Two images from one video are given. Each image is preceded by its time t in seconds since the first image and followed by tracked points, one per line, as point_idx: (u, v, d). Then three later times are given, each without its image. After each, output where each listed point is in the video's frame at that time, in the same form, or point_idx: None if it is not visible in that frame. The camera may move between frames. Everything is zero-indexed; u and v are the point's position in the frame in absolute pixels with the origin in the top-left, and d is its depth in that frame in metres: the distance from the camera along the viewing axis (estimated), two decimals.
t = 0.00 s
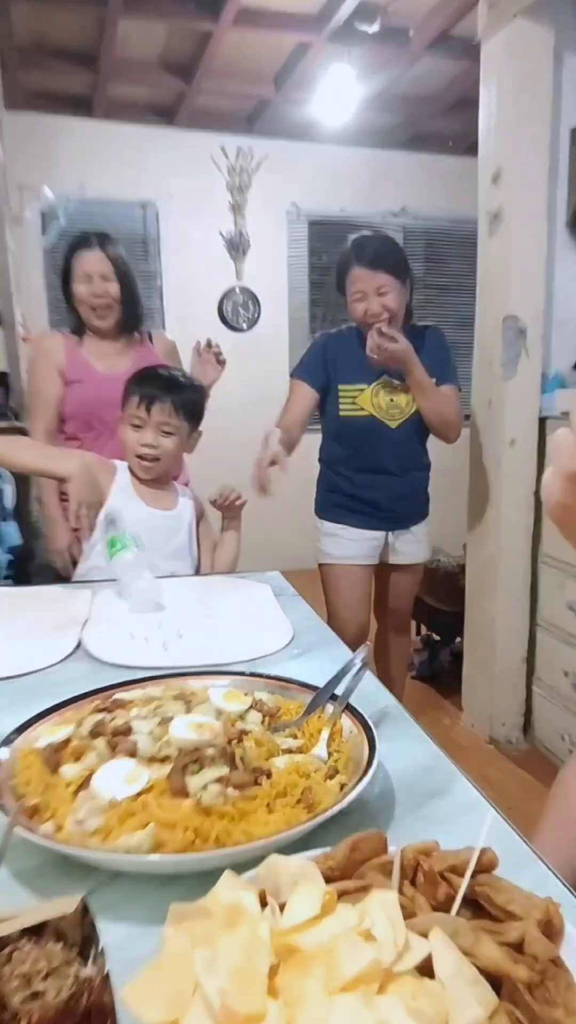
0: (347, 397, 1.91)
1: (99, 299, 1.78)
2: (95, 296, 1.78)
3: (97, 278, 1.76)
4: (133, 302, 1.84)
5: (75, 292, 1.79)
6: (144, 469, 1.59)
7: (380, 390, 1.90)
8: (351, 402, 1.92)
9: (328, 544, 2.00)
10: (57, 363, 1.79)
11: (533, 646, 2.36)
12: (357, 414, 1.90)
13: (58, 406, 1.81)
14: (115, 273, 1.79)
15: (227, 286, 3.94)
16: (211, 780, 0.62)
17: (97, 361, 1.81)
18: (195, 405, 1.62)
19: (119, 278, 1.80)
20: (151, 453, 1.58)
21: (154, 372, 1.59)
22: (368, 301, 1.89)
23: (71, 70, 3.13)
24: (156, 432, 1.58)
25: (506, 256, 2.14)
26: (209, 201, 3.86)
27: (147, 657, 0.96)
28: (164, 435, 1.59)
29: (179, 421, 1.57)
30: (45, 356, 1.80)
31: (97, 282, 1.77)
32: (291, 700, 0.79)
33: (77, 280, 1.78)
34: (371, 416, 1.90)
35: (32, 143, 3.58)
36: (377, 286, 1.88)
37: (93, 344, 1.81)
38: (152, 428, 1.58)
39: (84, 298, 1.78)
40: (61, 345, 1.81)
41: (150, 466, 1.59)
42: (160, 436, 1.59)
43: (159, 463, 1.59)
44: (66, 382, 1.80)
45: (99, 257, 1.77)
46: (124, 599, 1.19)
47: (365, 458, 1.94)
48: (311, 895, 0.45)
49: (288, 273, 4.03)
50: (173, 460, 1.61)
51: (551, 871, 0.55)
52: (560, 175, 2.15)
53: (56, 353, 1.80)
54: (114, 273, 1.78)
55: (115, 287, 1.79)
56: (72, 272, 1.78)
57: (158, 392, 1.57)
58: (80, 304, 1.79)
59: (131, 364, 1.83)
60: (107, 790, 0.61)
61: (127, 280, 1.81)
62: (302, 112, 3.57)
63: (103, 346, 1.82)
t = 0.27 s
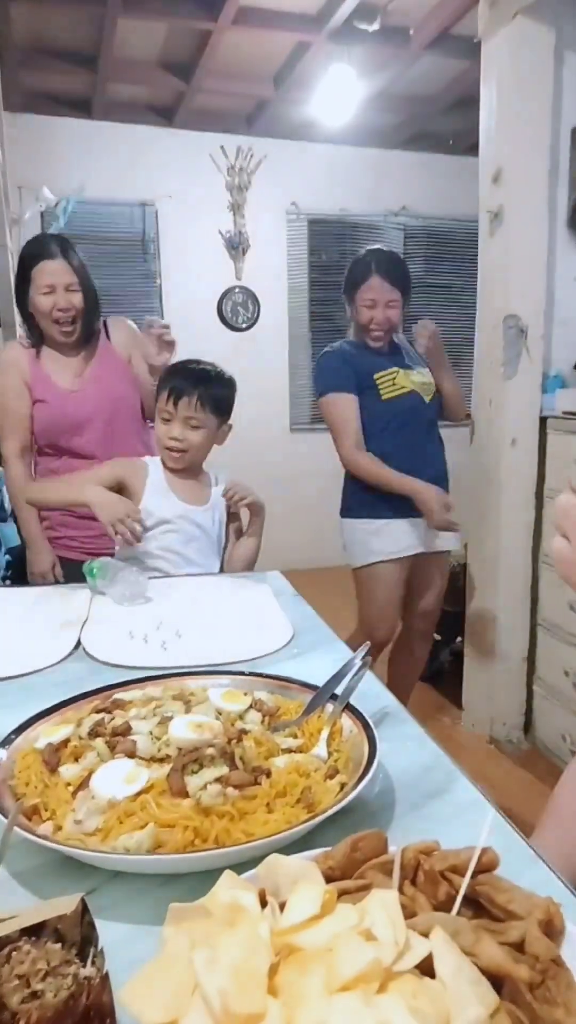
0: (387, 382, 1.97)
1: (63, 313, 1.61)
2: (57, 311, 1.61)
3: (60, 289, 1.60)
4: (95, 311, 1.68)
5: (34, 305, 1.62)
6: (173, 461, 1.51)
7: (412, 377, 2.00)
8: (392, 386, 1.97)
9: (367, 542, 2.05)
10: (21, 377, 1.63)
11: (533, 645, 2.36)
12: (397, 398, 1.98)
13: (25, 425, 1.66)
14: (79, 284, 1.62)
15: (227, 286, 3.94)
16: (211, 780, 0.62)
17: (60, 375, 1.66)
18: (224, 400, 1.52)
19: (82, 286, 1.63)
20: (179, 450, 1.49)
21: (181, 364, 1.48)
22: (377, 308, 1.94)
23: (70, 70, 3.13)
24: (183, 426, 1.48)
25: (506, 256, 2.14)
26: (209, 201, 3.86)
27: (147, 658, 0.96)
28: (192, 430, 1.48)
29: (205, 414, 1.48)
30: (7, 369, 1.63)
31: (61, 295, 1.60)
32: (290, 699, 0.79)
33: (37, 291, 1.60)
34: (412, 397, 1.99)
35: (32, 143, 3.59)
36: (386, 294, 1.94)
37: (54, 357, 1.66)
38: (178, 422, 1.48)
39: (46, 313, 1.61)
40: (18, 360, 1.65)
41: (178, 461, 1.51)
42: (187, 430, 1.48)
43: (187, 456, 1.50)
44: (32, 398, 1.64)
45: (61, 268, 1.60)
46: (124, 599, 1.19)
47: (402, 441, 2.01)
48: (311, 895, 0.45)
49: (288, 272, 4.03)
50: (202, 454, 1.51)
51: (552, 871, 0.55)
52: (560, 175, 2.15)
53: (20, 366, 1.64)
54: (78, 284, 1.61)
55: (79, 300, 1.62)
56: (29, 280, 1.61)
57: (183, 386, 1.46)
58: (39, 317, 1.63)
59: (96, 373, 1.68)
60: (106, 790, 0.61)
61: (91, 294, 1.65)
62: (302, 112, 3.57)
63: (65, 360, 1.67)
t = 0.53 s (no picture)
0: (377, 378, 1.96)
1: (53, 318, 1.61)
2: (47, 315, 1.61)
3: (51, 295, 1.59)
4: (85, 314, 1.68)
5: (23, 309, 1.61)
6: (186, 452, 1.48)
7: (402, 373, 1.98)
8: (382, 384, 1.96)
9: (371, 536, 2.02)
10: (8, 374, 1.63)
11: (533, 645, 2.36)
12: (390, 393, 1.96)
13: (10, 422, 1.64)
14: (70, 288, 1.62)
15: (227, 286, 3.94)
16: (211, 780, 0.62)
17: (47, 375, 1.66)
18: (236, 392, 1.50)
19: (72, 289, 1.63)
20: (193, 442, 1.46)
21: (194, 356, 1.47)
22: (364, 297, 1.98)
23: (70, 70, 3.13)
24: (198, 417, 1.44)
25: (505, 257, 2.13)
26: (209, 201, 3.86)
27: (147, 657, 0.96)
28: (207, 421, 1.45)
29: (220, 406, 1.44)
30: None
31: (52, 299, 1.59)
32: (291, 700, 0.79)
33: (27, 296, 1.59)
34: (406, 391, 1.97)
35: (31, 143, 3.58)
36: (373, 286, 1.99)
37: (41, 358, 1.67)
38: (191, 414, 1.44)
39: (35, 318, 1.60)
40: (7, 361, 1.65)
41: (191, 452, 1.47)
42: (201, 422, 1.45)
43: (199, 448, 1.47)
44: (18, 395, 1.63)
45: (51, 271, 1.60)
46: (124, 599, 1.19)
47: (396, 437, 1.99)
48: (311, 895, 0.45)
49: (288, 273, 4.03)
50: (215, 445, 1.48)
51: (552, 871, 0.55)
52: (560, 176, 2.15)
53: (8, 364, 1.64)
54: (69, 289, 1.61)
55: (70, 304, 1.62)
56: (22, 284, 1.60)
57: (198, 376, 1.43)
58: (28, 321, 1.62)
59: (83, 376, 1.68)
60: (106, 789, 0.61)
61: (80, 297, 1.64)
62: (302, 113, 3.57)
63: (53, 362, 1.68)
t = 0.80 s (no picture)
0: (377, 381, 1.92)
1: (63, 315, 1.61)
2: (58, 310, 1.60)
3: (66, 292, 1.59)
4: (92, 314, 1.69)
5: (33, 302, 1.61)
6: (174, 453, 1.47)
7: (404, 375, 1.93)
8: (382, 385, 1.92)
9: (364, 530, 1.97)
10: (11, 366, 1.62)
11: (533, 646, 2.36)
12: (389, 398, 1.91)
13: (11, 415, 1.63)
14: (85, 287, 1.62)
15: (227, 286, 3.94)
16: (211, 780, 0.62)
17: (50, 369, 1.66)
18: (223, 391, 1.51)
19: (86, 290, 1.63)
20: (181, 440, 1.45)
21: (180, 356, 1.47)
22: (365, 293, 1.94)
23: (70, 70, 3.13)
24: (187, 415, 1.44)
25: (505, 257, 2.14)
26: (209, 201, 3.86)
27: (148, 657, 0.96)
28: (196, 418, 1.45)
29: (209, 405, 1.46)
30: None
31: (66, 298, 1.59)
32: (291, 700, 0.79)
33: (40, 290, 1.59)
34: (405, 397, 1.91)
35: (32, 143, 3.58)
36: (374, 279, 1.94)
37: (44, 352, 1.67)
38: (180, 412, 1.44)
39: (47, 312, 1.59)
40: (12, 350, 1.64)
41: (180, 451, 1.47)
42: (190, 419, 1.45)
43: (188, 446, 1.47)
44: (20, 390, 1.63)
45: (67, 269, 1.59)
46: (124, 599, 1.19)
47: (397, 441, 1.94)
48: (311, 895, 0.45)
49: (288, 273, 4.03)
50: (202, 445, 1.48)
51: (552, 872, 0.55)
52: (560, 176, 2.15)
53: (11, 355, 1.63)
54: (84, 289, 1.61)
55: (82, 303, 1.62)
56: (37, 276, 1.60)
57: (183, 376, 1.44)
58: (37, 314, 1.61)
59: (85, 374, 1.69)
60: (106, 789, 0.61)
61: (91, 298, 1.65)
62: (302, 113, 3.58)
63: (57, 357, 1.68)
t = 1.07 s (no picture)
0: (369, 393, 1.79)
1: (67, 311, 1.61)
2: (63, 307, 1.61)
3: (71, 291, 1.60)
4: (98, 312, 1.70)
5: (37, 298, 1.61)
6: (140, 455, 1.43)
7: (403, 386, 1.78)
8: (373, 399, 1.79)
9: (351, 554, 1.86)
10: (14, 366, 1.66)
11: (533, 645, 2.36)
12: (379, 413, 1.78)
13: (14, 415, 1.67)
14: (91, 284, 1.63)
15: (227, 286, 3.94)
16: (211, 780, 0.62)
17: (53, 368, 1.69)
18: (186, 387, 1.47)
19: (92, 287, 1.64)
20: (149, 441, 1.42)
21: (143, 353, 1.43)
22: (381, 281, 1.78)
23: (70, 70, 3.12)
24: (154, 416, 1.41)
25: (506, 257, 2.13)
26: (209, 201, 3.86)
27: (148, 658, 0.96)
28: (163, 418, 1.42)
29: (176, 402, 1.42)
30: None
31: (72, 295, 1.60)
32: (291, 699, 0.79)
33: (46, 286, 1.59)
34: (396, 414, 1.76)
35: (32, 143, 3.58)
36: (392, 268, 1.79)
37: (47, 350, 1.69)
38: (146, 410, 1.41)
39: (52, 308, 1.60)
40: (14, 346, 1.67)
41: (145, 452, 1.43)
42: (157, 419, 1.42)
43: (156, 447, 1.44)
44: (23, 391, 1.67)
45: (73, 266, 1.60)
46: (124, 599, 1.18)
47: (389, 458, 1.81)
48: (311, 895, 0.45)
49: (288, 273, 4.03)
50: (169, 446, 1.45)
51: (552, 871, 0.55)
52: (560, 175, 2.15)
53: (14, 354, 1.66)
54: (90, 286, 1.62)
55: (88, 299, 1.63)
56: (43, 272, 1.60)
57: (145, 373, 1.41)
58: (41, 310, 1.62)
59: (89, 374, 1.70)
60: (106, 789, 0.61)
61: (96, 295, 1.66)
62: (302, 113, 3.58)
63: (60, 354, 1.70)
